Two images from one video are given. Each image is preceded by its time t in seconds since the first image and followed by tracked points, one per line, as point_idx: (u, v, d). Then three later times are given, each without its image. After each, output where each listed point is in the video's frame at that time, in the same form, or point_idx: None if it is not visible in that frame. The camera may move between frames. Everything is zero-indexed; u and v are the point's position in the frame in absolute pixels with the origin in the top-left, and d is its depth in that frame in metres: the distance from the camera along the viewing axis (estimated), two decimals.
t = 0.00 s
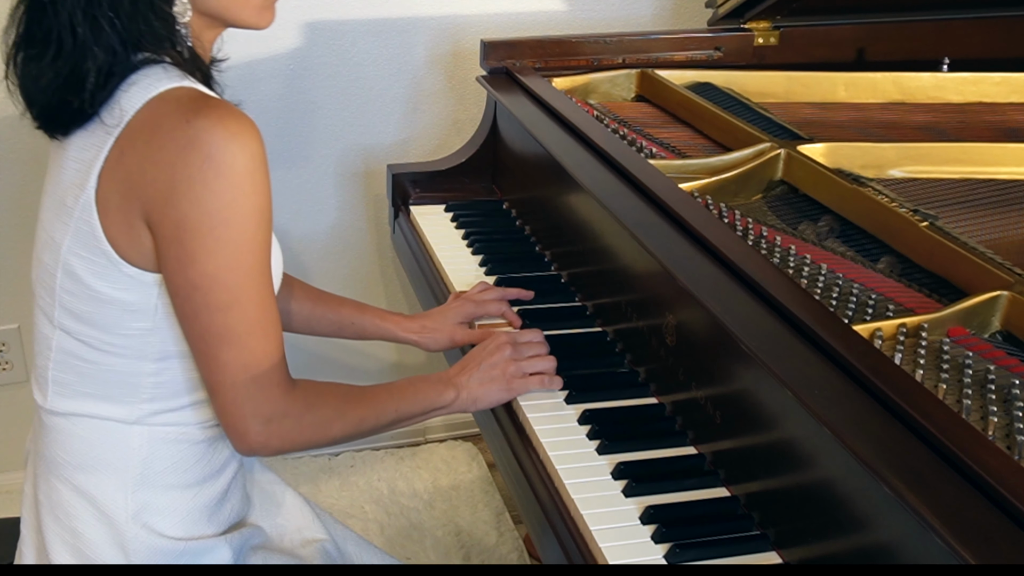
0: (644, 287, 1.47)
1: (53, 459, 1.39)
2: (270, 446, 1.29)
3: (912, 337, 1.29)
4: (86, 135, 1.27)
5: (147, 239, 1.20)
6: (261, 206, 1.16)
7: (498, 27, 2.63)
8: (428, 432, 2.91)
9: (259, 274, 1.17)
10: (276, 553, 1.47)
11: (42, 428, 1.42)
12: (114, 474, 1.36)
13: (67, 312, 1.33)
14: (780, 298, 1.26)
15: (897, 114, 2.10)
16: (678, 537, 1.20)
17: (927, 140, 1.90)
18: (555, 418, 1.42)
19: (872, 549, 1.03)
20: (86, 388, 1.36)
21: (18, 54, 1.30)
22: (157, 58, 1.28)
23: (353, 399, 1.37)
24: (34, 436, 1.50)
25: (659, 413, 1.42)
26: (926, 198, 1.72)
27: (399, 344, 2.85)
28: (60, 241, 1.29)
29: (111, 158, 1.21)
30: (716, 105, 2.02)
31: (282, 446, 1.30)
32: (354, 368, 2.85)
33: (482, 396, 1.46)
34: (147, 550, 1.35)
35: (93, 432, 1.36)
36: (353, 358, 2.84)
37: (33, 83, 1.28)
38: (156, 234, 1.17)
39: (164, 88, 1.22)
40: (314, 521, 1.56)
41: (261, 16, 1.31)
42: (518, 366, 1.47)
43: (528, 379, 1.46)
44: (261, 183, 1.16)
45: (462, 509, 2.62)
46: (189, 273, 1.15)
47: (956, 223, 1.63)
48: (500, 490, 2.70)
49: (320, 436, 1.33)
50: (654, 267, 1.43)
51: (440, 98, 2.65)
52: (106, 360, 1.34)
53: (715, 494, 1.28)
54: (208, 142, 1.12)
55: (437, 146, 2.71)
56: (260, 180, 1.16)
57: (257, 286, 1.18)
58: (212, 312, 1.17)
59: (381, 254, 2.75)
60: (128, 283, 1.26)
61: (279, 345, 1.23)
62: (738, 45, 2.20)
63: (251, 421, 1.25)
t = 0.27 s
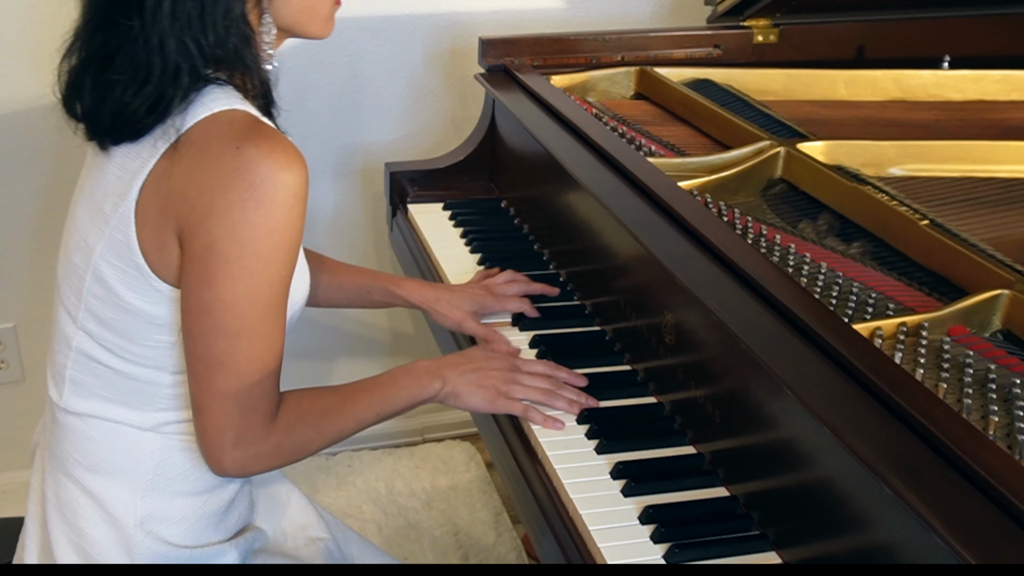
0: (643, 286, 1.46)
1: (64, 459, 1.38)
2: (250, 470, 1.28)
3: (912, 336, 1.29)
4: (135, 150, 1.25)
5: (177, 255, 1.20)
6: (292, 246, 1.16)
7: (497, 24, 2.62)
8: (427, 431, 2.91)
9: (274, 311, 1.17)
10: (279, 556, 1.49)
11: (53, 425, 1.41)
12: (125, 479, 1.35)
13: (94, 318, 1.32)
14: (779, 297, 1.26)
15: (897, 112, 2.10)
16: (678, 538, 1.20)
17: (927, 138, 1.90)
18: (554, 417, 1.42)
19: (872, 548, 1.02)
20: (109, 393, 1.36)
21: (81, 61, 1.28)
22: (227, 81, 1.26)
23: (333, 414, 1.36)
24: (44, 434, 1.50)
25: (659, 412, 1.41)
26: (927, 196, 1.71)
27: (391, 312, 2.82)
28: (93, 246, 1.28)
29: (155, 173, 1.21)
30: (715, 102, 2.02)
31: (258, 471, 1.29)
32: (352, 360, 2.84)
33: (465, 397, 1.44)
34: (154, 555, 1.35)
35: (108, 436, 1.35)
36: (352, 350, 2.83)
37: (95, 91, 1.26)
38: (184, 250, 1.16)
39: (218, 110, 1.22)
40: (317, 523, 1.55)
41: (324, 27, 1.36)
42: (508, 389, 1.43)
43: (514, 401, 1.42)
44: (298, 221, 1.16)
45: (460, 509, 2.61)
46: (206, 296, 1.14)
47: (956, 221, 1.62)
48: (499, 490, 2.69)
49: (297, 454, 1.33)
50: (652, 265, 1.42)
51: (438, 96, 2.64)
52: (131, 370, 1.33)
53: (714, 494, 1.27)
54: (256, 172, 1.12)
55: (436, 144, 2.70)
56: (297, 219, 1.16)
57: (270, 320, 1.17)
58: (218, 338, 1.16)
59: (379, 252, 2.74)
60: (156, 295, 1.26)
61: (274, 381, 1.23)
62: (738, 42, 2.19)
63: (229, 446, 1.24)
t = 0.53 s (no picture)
0: (642, 285, 1.46)
1: (71, 451, 1.37)
2: (251, 481, 1.27)
3: (911, 335, 1.28)
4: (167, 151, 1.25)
5: (199, 258, 1.20)
6: (317, 255, 1.17)
7: (495, 22, 2.61)
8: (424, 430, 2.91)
9: (291, 317, 1.17)
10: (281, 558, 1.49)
11: (63, 418, 1.41)
12: (135, 477, 1.35)
13: (113, 314, 1.32)
14: (779, 295, 1.25)
15: (897, 110, 2.10)
16: (677, 537, 1.19)
17: (926, 136, 1.89)
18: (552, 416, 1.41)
19: (871, 547, 1.02)
20: (126, 391, 1.35)
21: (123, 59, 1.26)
22: (269, 88, 1.25)
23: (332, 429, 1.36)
24: (50, 429, 1.49)
25: (657, 411, 1.40)
26: (927, 195, 1.71)
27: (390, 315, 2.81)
28: (119, 242, 1.28)
29: (186, 173, 1.21)
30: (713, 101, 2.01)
31: (262, 485, 1.28)
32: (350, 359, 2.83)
33: (457, 414, 1.43)
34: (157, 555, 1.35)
35: (121, 433, 1.35)
36: (351, 350, 2.82)
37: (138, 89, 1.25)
38: (208, 251, 1.16)
39: (253, 115, 1.21)
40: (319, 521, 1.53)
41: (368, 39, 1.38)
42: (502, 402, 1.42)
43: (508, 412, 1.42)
44: (325, 229, 1.17)
45: (458, 508, 2.61)
46: (224, 297, 1.14)
47: (955, 220, 1.62)
48: (497, 489, 2.69)
49: (300, 472, 1.32)
50: (650, 264, 1.42)
51: (436, 94, 2.64)
52: (150, 370, 1.33)
53: (713, 493, 1.27)
54: (285, 176, 1.13)
55: (434, 142, 2.69)
56: (325, 227, 1.17)
57: (287, 327, 1.17)
58: (230, 341, 1.15)
59: (377, 250, 2.74)
60: (176, 297, 1.26)
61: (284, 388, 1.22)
62: (737, 40, 2.19)
63: (234, 455, 1.23)
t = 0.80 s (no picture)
0: (641, 285, 1.45)
1: (72, 445, 1.36)
2: (252, 482, 1.25)
3: (911, 333, 1.28)
4: (180, 147, 1.25)
5: (211, 255, 1.20)
6: (328, 255, 1.16)
7: (493, 19, 2.61)
8: (422, 429, 2.90)
9: (301, 316, 1.16)
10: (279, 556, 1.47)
11: (65, 413, 1.40)
12: (138, 473, 1.34)
13: (121, 308, 1.31)
14: (778, 293, 1.25)
15: (897, 108, 2.09)
16: (676, 537, 1.19)
17: (925, 134, 1.89)
18: (551, 415, 1.41)
19: (870, 547, 1.02)
20: (131, 387, 1.35)
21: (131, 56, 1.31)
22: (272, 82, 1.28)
23: (332, 420, 1.34)
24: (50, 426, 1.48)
25: (656, 411, 1.40)
26: (926, 193, 1.70)
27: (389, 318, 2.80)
28: (128, 236, 1.27)
29: (199, 170, 1.21)
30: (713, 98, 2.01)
31: (265, 485, 1.27)
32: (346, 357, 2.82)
33: (461, 388, 1.41)
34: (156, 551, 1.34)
35: (125, 429, 1.34)
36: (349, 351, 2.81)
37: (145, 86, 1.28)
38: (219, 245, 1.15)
39: (269, 113, 1.23)
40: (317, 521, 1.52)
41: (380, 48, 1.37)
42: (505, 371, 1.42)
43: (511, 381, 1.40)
44: (336, 230, 1.17)
45: (456, 507, 2.60)
46: (236, 293, 1.12)
47: (955, 218, 1.61)
48: (495, 488, 2.68)
49: (301, 469, 1.30)
50: (648, 261, 1.42)
51: (435, 92, 2.63)
52: (157, 367, 1.33)
53: (713, 493, 1.26)
54: (300, 176, 1.13)
55: (432, 140, 2.69)
56: (337, 227, 1.16)
57: (296, 325, 1.16)
58: (239, 336, 1.14)
59: (375, 248, 2.73)
60: (185, 292, 1.26)
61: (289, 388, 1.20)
62: (735, 38, 2.19)
63: (240, 455, 1.21)
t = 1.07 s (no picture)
0: (640, 284, 1.44)
1: (70, 443, 1.35)
2: (262, 469, 1.21)
3: (910, 332, 1.27)
4: (175, 136, 1.24)
5: (208, 242, 1.19)
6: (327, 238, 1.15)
7: (491, 18, 2.60)
8: (421, 428, 2.90)
9: (302, 299, 1.14)
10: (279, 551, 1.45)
11: (61, 411, 1.39)
12: (136, 468, 1.33)
13: (117, 302, 1.31)
14: (778, 293, 1.24)
15: (896, 106, 2.09)
16: (674, 536, 1.18)
17: (924, 132, 1.88)
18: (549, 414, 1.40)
19: (870, 547, 1.01)
20: (130, 381, 1.34)
21: (121, 48, 1.31)
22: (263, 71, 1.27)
23: (345, 403, 1.29)
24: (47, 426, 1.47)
25: (655, 410, 1.39)
26: (926, 191, 1.70)
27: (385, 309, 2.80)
28: (123, 229, 1.27)
29: (194, 159, 1.20)
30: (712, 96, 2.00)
31: (273, 472, 1.22)
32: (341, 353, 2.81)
33: (472, 385, 1.38)
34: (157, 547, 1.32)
35: (122, 425, 1.33)
36: (343, 345, 2.81)
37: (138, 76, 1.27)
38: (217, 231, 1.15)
39: (260, 99, 1.21)
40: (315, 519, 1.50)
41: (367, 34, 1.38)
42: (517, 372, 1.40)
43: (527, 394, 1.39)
44: (333, 213, 1.15)
45: (454, 506, 2.60)
46: (236, 274, 1.11)
47: (955, 216, 1.61)
48: (493, 488, 2.68)
49: (310, 454, 1.25)
50: (647, 258, 1.41)
51: (433, 90, 2.63)
52: (152, 359, 1.32)
53: (711, 492, 1.26)
54: (292, 156, 1.12)
55: (430, 138, 2.68)
56: (334, 209, 1.15)
57: (297, 309, 1.14)
58: (238, 317, 1.12)
59: (373, 247, 2.73)
60: (183, 282, 1.25)
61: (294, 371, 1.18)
62: (734, 36, 2.18)
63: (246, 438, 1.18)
